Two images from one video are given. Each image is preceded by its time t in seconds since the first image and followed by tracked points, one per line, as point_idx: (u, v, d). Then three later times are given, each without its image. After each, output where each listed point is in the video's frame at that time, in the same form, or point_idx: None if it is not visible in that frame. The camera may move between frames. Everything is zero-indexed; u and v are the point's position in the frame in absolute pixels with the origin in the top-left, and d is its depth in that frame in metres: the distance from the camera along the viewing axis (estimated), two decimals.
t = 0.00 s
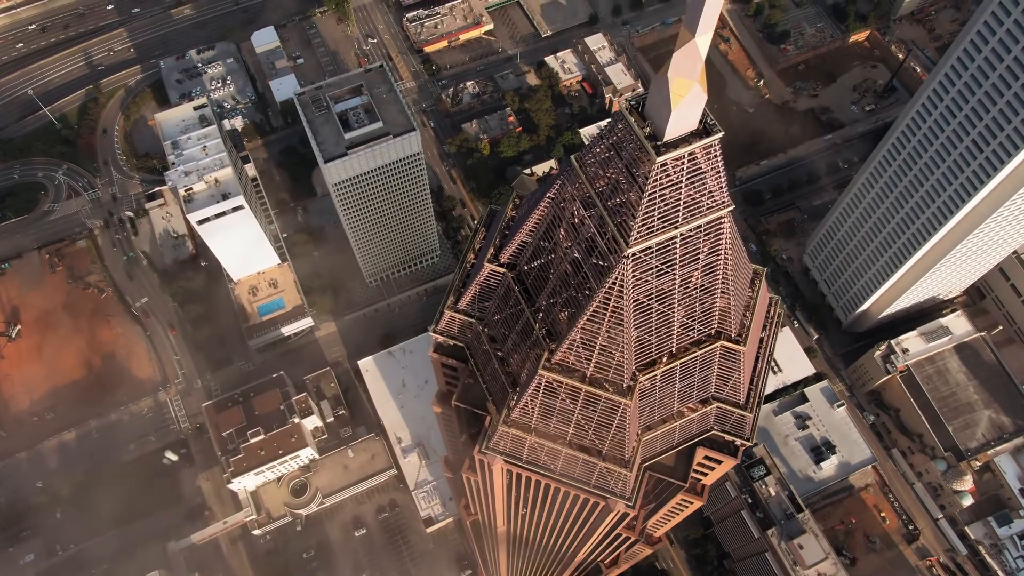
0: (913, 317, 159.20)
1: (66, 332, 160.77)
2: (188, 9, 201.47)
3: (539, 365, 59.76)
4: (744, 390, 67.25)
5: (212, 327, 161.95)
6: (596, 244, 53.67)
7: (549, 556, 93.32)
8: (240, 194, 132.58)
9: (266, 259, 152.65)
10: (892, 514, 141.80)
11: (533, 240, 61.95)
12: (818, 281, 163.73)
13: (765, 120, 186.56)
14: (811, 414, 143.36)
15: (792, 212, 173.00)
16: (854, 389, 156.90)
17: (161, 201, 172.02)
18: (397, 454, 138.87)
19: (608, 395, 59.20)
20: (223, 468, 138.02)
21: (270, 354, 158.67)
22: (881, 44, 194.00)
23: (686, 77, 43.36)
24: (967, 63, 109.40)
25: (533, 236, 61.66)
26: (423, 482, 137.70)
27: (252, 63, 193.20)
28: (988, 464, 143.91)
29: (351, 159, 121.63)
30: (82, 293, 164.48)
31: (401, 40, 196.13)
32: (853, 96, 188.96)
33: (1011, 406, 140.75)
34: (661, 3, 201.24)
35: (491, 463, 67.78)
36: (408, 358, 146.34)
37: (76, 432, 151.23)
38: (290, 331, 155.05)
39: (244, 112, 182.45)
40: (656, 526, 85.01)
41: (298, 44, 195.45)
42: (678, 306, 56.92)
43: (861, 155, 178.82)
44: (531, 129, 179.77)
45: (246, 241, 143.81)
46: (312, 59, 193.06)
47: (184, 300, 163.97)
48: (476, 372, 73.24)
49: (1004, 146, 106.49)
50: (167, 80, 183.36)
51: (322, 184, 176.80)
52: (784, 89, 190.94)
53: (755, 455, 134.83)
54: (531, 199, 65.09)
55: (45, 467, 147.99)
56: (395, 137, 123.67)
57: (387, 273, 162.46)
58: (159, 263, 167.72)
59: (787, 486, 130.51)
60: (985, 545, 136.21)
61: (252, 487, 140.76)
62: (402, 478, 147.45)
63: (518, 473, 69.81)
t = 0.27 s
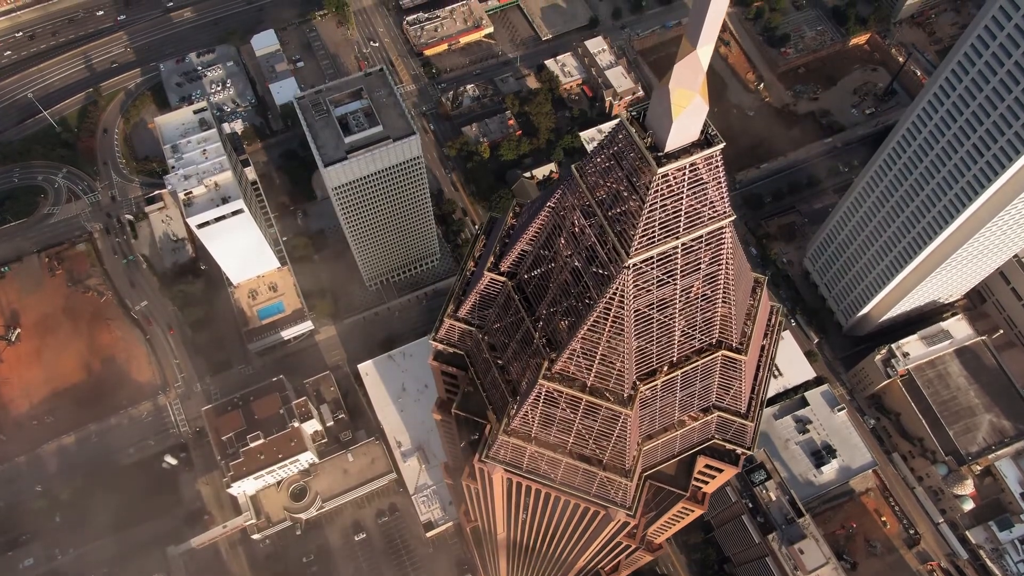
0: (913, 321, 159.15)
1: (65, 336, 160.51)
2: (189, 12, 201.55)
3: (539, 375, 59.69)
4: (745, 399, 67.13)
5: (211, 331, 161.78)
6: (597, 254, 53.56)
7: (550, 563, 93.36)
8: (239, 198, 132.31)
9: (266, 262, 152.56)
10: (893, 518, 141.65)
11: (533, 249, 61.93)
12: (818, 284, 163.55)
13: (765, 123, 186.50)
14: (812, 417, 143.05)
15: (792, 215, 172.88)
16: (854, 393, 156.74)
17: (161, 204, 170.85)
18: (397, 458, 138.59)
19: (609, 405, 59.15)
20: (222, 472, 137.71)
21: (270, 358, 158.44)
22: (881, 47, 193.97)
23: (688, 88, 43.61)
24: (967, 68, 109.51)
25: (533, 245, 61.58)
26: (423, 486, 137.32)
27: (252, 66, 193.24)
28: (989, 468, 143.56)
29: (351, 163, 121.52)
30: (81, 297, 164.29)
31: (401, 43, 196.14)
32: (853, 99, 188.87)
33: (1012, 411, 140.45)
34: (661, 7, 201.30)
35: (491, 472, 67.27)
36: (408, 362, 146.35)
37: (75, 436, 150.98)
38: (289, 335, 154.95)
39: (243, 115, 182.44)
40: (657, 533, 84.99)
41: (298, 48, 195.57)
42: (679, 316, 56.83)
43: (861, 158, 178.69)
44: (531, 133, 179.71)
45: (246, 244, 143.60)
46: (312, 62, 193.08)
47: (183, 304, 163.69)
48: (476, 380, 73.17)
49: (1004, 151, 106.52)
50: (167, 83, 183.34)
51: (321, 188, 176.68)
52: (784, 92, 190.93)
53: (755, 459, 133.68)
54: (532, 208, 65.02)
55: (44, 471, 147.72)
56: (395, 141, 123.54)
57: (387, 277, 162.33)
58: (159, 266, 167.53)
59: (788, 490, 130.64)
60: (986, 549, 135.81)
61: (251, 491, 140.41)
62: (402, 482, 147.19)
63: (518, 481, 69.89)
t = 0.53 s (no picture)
0: (914, 324, 159.08)
1: (64, 339, 160.30)
2: (189, 15, 201.54)
3: (539, 383, 59.72)
4: (746, 407, 67.06)
5: (211, 334, 161.63)
6: (597, 262, 53.53)
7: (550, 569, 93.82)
8: (239, 201, 132.00)
9: (266, 265, 152.36)
10: (894, 521, 140.96)
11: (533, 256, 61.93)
12: (819, 287, 163.38)
13: (765, 126, 186.45)
14: (813, 421, 142.95)
15: (792, 218, 172.80)
16: (855, 397, 156.43)
17: (160, 207, 171.44)
18: (396, 462, 138.39)
19: (609, 413, 59.18)
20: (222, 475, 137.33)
21: (269, 361, 158.25)
22: (881, 50, 193.94)
23: (689, 98, 43.61)
24: (967, 72, 109.55)
25: (533, 253, 61.56)
26: (423, 490, 137.20)
27: (251, 69, 193.18)
28: (989, 472, 143.44)
29: (351, 166, 121.39)
30: (81, 300, 164.11)
31: (401, 46, 196.11)
32: (853, 102, 188.84)
33: (1013, 414, 140.33)
34: (661, 9, 201.30)
35: (491, 480, 67.94)
36: (408, 364, 146.25)
37: (75, 439, 150.73)
38: (289, 338, 154.73)
39: (243, 118, 182.47)
40: (658, 539, 84.60)
41: (298, 50, 195.61)
42: (680, 324, 56.81)
43: (861, 161, 178.58)
44: (531, 136, 179.64)
45: (245, 247, 143.38)
46: (312, 65, 193.11)
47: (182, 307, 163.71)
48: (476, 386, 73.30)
49: (1005, 155, 106.53)
50: (167, 86, 183.35)
51: (321, 191, 176.62)
52: (784, 95, 190.92)
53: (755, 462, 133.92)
54: (532, 214, 65.01)
55: (43, 474, 147.51)
56: (395, 144, 123.49)
57: (387, 280, 162.14)
58: (159, 269, 167.37)
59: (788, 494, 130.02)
60: (987, 553, 136.40)
61: (251, 495, 139.92)
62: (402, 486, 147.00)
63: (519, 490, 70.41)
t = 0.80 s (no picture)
0: (914, 328, 159.01)
1: (63, 342, 160.09)
2: (189, 18, 201.54)
3: (539, 392, 60.00)
4: (746, 416, 67.22)
5: (211, 337, 161.42)
6: (597, 273, 53.77)
7: None
8: (239, 205, 131.86)
9: (266, 269, 152.30)
10: (894, 525, 141.08)
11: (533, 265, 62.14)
12: (819, 291, 163.21)
13: (765, 129, 186.38)
14: (813, 425, 142.89)
15: (792, 222, 172.70)
16: (855, 401, 156.10)
17: (159, 210, 170.60)
18: (396, 466, 138.05)
19: (610, 423, 59.37)
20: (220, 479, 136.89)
21: (269, 365, 158.01)
22: (881, 53, 193.92)
23: (689, 110, 43.97)
24: (967, 76, 109.52)
25: (533, 261, 61.86)
26: (423, 494, 136.99)
27: (251, 72, 193.12)
28: (990, 476, 143.09)
29: (351, 170, 121.20)
30: (80, 303, 163.91)
31: (401, 49, 196.07)
32: (853, 105, 188.73)
33: (1013, 418, 139.98)
34: (661, 12, 201.38)
35: (491, 488, 68.34)
36: (408, 368, 146.03)
37: (74, 443, 150.45)
38: (289, 341, 154.93)
39: (243, 121, 182.51)
40: (657, 546, 82.87)
41: (298, 53, 195.63)
42: (681, 334, 57.00)
43: (862, 164, 178.32)
44: (531, 139, 179.52)
45: (244, 251, 143.07)
46: (312, 68, 193.12)
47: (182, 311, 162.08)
48: (475, 395, 73.58)
49: (1005, 160, 106.50)
50: (167, 89, 183.39)
51: (321, 194, 176.53)
52: (784, 98, 190.87)
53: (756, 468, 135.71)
54: (532, 223, 65.18)
55: (43, 478, 147.27)
56: (395, 148, 123.36)
57: (387, 284, 161.96)
58: (158, 272, 167.05)
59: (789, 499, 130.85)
60: (988, 557, 136.39)
61: (251, 499, 139.35)
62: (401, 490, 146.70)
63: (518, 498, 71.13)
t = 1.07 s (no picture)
0: (915, 331, 158.87)
1: (63, 345, 159.90)
2: (189, 21, 201.53)
3: (539, 401, 60.37)
4: (747, 424, 67.74)
5: (211, 340, 161.22)
6: (598, 282, 54.18)
7: None
8: (238, 208, 131.54)
9: (266, 272, 152.19)
10: (894, 529, 140.67)
11: (534, 272, 62.50)
12: (819, 294, 163.03)
13: (765, 131, 186.28)
14: (813, 428, 142.58)
15: (792, 224, 172.55)
16: (856, 404, 155.90)
17: (159, 213, 170.36)
18: (396, 470, 137.87)
19: (611, 431, 59.60)
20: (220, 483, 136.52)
21: (269, 368, 157.79)
22: (881, 56, 193.90)
23: (690, 120, 44.74)
24: (968, 80, 109.32)
25: (534, 269, 62.39)
26: (423, 498, 136.61)
27: (251, 74, 193.05)
28: (991, 480, 142.71)
29: (350, 173, 121.07)
30: (79, 306, 163.74)
31: (401, 51, 196.01)
32: (853, 108, 188.69)
33: (1014, 422, 139.65)
34: (661, 15, 201.40)
35: (491, 496, 69.11)
36: (408, 371, 145.93)
37: (73, 446, 150.16)
38: (289, 344, 154.61)
39: (243, 124, 182.51)
40: (659, 552, 83.36)
41: (298, 56, 195.65)
42: (682, 343, 57.24)
43: (862, 167, 178.16)
44: (531, 141, 179.39)
45: (244, 254, 142.91)
46: (312, 71, 193.15)
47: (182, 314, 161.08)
48: (476, 402, 74.13)
49: (1006, 163, 106.34)
50: (167, 92, 183.55)
51: (321, 197, 176.39)
52: (784, 100, 190.79)
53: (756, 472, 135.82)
54: (534, 231, 65.57)
55: (42, 482, 146.99)
56: (395, 151, 123.23)
57: (387, 287, 161.79)
58: (158, 275, 166.79)
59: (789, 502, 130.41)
60: (989, 561, 135.96)
61: (250, 503, 139.20)
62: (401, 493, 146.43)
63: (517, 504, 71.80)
